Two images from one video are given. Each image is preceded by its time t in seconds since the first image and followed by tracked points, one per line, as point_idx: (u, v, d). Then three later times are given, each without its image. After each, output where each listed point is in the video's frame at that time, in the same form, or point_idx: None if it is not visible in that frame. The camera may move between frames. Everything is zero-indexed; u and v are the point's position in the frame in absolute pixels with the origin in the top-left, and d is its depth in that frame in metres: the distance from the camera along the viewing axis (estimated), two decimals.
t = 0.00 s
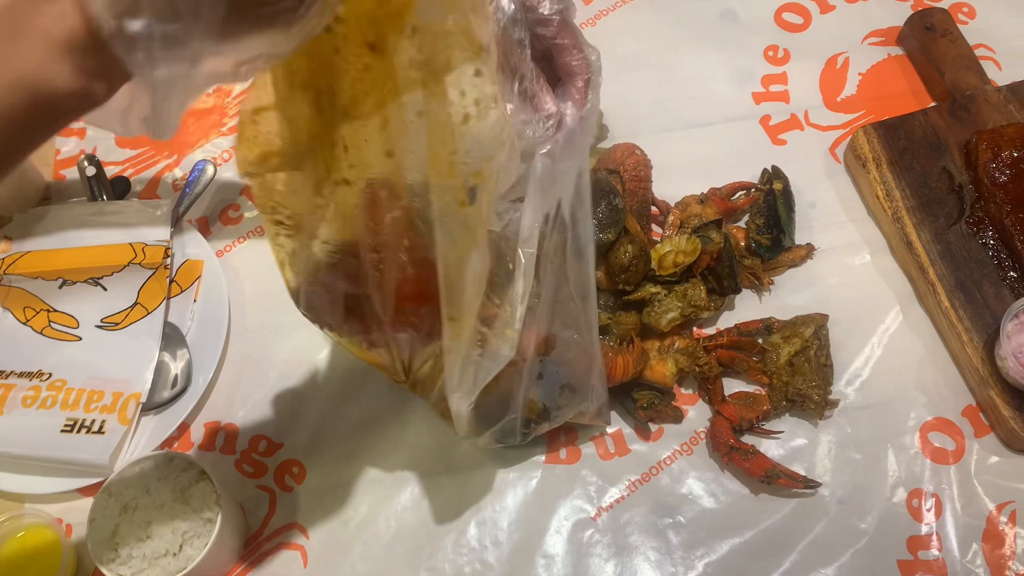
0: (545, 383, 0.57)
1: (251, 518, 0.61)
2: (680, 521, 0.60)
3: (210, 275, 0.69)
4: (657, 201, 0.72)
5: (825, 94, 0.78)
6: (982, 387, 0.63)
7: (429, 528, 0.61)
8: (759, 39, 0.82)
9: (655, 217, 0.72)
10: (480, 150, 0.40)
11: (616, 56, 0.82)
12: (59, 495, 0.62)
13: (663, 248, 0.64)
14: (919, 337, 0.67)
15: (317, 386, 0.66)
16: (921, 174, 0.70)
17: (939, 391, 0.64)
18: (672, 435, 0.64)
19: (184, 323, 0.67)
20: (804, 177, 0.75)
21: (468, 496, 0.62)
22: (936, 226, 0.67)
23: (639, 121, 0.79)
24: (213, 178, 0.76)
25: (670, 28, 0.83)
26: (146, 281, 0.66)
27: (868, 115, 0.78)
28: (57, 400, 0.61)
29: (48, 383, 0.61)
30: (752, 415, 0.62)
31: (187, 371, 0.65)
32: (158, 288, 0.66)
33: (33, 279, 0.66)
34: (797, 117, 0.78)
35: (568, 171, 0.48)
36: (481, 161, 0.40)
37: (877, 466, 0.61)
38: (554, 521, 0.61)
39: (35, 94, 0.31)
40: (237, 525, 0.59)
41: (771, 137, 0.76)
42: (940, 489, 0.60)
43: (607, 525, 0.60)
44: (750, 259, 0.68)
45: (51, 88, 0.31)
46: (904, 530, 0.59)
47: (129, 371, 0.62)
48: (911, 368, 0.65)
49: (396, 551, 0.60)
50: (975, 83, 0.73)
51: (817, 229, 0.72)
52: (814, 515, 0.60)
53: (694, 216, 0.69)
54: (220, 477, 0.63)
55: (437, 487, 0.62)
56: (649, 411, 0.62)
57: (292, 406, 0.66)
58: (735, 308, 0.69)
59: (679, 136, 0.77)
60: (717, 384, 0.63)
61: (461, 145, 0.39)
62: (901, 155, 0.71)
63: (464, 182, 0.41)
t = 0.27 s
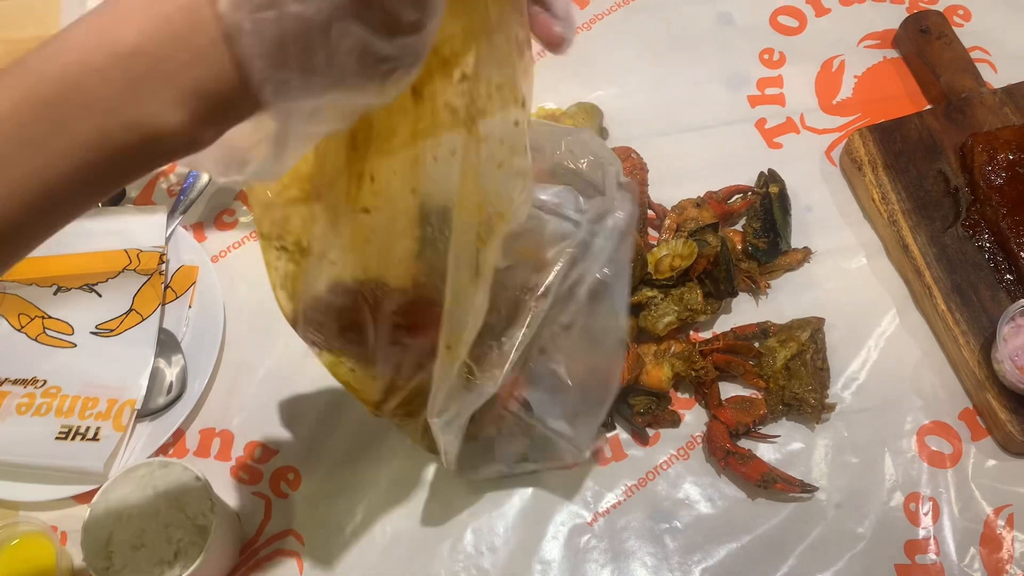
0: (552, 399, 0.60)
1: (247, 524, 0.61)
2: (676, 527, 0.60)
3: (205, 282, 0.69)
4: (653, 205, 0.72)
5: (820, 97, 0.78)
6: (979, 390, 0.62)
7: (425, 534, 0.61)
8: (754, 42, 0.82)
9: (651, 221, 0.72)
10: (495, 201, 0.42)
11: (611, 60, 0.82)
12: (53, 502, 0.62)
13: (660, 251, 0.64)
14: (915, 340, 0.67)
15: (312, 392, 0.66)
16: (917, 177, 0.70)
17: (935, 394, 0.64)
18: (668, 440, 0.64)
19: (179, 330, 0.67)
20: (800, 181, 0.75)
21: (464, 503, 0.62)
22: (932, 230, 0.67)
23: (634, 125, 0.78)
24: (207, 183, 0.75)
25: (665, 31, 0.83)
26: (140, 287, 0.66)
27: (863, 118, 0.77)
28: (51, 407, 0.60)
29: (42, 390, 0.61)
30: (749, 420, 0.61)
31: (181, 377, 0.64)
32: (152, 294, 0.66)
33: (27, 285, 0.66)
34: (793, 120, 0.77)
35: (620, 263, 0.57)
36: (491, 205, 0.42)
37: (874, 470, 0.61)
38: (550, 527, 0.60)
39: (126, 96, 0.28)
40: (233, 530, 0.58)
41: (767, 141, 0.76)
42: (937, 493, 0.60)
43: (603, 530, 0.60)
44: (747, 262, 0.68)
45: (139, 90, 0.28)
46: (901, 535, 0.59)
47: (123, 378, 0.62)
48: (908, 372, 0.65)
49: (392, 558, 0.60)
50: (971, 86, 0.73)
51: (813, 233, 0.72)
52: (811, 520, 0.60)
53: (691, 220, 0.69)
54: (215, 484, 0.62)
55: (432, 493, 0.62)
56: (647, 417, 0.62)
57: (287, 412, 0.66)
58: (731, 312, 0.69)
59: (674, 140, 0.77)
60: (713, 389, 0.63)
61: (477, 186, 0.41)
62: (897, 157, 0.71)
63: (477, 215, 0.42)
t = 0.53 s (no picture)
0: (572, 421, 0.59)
1: (244, 529, 0.61)
2: (674, 531, 0.60)
3: (202, 286, 0.69)
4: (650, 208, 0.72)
5: (816, 100, 0.79)
6: (975, 393, 0.63)
7: (423, 539, 0.61)
8: (750, 45, 0.82)
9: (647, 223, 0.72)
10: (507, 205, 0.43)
11: (608, 63, 0.82)
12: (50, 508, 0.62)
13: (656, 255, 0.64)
14: (912, 343, 0.67)
15: (309, 397, 0.66)
16: (913, 180, 0.70)
17: (932, 397, 0.64)
18: (665, 444, 0.63)
19: (176, 335, 0.66)
20: (797, 184, 0.75)
21: (461, 506, 0.62)
22: (928, 232, 0.67)
23: (631, 129, 0.79)
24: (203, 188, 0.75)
25: (661, 35, 0.83)
26: (137, 293, 0.66)
27: (860, 121, 0.78)
28: (48, 413, 0.60)
29: (40, 396, 0.61)
30: (746, 423, 0.61)
31: (179, 381, 0.64)
32: (149, 299, 0.66)
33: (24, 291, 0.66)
34: (789, 123, 0.78)
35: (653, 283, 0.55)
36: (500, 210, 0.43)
37: (871, 473, 0.61)
38: (548, 531, 0.60)
39: (99, 158, 0.30)
40: (231, 536, 0.58)
41: (763, 144, 0.76)
42: (934, 495, 0.60)
43: (600, 534, 0.60)
44: (743, 266, 0.68)
45: (121, 159, 0.30)
46: (898, 538, 0.59)
47: (120, 384, 0.62)
48: (905, 374, 0.65)
49: (390, 562, 0.60)
50: (967, 88, 0.73)
51: (810, 236, 0.72)
52: (809, 523, 0.60)
53: (688, 224, 0.68)
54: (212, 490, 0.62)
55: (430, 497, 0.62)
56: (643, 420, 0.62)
57: (285, 418, 0.65)
58: (728, 315, 0.69)
59: (671, 143, 0.77)
60: (710, 392, 0.63)
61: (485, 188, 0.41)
62: (894, 160, 0.71)
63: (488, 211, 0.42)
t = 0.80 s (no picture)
0: (558, 442, 0.58)
1: (243, 533, 0.61)
2: (673, 533, 0.60)
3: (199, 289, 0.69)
4: (648, 210, 0.72)
5: (814, 101, 0.79)
6: (974, 393, 0.63)
7: (422, 542, 0.61)
8: (748, 47, 0.82)
9: (646, 226, 0.72)
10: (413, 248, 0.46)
11: (606, 66, 0.82)
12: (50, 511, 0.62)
13: (655, 256, 0.63)
14: (911, 344, 0.67)
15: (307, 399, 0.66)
16: (911, 181, 0.70)
17: (931, 398, 0.64)
18: (665, 445, 0.63)
19: (175, 338, 0.66)
20: (796, 185, 0.75)
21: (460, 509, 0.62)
22: (926, 233, 0.67)
23: (629, 131, 0.79)
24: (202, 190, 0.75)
25: (659, 36, 0.83)
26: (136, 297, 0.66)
27: (858, 122, 0.78)
28: (47, 417, 0.60)
29: (39, 399, 0.61)
30: (745, 424, 0.61)
31: (177, 385, 0.64)
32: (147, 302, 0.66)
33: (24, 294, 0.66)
34: (787, 124, 0.78)
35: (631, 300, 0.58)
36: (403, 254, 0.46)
37: (870, 474, 0.61)
38: (547, 533, 0.60)
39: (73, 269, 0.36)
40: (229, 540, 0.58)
41: (761, 145, 0.76)
42: (933, 496, 0.60)
43: (599, 536, 0.60)
44: (742, 267, 0.67)
45: (80, 265, 0.36)
46: (898, 539, 0.59)
47: (120, 387, 0.62)
48: (904, 375, 0.65)
49: (389, 565, 0.60)
50: (965, 89, 0.73)
51: (808, 237, 0.72)
52: (808, 525, 0.60)
53: (687, 224, 0.68)
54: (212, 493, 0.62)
55: (428, 500, 0.62)
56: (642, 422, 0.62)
57: (284, 420, 0.65)
58: (727, 316, 0.69)
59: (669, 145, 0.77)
60: (709, 393, 0.63)
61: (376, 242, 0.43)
62: (892, 161, 0.71)
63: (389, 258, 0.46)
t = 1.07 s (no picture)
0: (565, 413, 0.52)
1: (241, 538, 0.61)
2: (672, 536, 0.60)
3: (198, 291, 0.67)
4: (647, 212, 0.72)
5: (813, 102, 0.78)
6: (975, 396, 0.62)
7: (420, 547, 0.60)
8: (747, 48, 0.82)
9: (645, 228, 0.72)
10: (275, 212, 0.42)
11: (604, 68, 0.82)
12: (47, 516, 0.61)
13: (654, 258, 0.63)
14: (911, 346, 0.66)
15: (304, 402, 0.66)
16: (911, 182, 0.69)
17: (932, 400, 0.64)
18: (664, 448, 0.63)
19: (172, 343, 0.66)
20: (795, 187, 0.74)
21: (458, 513, 0.61)
22: (926, 234, 0.67)
23: (628, 134, 0.78)
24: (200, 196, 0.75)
25: (658, 37, 0.83)
26: (132, 300, 0.64)
27: (858, 123, 0.77)
28: (44, 421, 0.60)
29: (35, 404, 0.60)
30: (745, 427, 0.61)
31: (174, 390, 0.64)
32: (146, 305, 0.64)
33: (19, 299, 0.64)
34: (786, 126, 0.77)
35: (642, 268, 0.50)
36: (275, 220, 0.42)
37: (870, 477, 0.61)
38: (546, 537, 0.60)
39: None
40: (226, 545, 0.58)
41: (761, 146, 0.76)
42: (935, 499, 0.60)
43: (599, 540, 0.60)
44: (741, 269, 0.67)
45: None
46: (899, 543, 0.58)
47: (117, 392, 0.61)
48: (904, 378, 0.65)
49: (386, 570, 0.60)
50: (965, 90, 0.73)
51: (808, 239, 0.72)
52: (809, 528, 0.59)
53: (685, 228, 0.68)
54: (209, 497, 0.62)
55: (425, 504, 0.62)
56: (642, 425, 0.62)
57: (283, 422, 0.65)
58: (727, 318, 0.68)
59: (668, 147, 0.77)
60: (709, 396, 0.62)
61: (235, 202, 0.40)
62: (891, 162, 0.70)
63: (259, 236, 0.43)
